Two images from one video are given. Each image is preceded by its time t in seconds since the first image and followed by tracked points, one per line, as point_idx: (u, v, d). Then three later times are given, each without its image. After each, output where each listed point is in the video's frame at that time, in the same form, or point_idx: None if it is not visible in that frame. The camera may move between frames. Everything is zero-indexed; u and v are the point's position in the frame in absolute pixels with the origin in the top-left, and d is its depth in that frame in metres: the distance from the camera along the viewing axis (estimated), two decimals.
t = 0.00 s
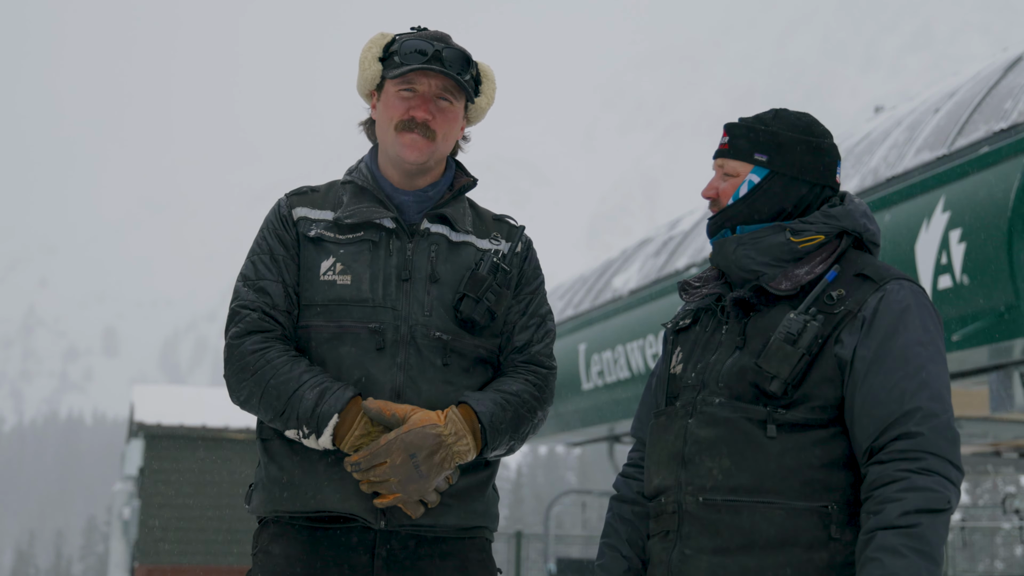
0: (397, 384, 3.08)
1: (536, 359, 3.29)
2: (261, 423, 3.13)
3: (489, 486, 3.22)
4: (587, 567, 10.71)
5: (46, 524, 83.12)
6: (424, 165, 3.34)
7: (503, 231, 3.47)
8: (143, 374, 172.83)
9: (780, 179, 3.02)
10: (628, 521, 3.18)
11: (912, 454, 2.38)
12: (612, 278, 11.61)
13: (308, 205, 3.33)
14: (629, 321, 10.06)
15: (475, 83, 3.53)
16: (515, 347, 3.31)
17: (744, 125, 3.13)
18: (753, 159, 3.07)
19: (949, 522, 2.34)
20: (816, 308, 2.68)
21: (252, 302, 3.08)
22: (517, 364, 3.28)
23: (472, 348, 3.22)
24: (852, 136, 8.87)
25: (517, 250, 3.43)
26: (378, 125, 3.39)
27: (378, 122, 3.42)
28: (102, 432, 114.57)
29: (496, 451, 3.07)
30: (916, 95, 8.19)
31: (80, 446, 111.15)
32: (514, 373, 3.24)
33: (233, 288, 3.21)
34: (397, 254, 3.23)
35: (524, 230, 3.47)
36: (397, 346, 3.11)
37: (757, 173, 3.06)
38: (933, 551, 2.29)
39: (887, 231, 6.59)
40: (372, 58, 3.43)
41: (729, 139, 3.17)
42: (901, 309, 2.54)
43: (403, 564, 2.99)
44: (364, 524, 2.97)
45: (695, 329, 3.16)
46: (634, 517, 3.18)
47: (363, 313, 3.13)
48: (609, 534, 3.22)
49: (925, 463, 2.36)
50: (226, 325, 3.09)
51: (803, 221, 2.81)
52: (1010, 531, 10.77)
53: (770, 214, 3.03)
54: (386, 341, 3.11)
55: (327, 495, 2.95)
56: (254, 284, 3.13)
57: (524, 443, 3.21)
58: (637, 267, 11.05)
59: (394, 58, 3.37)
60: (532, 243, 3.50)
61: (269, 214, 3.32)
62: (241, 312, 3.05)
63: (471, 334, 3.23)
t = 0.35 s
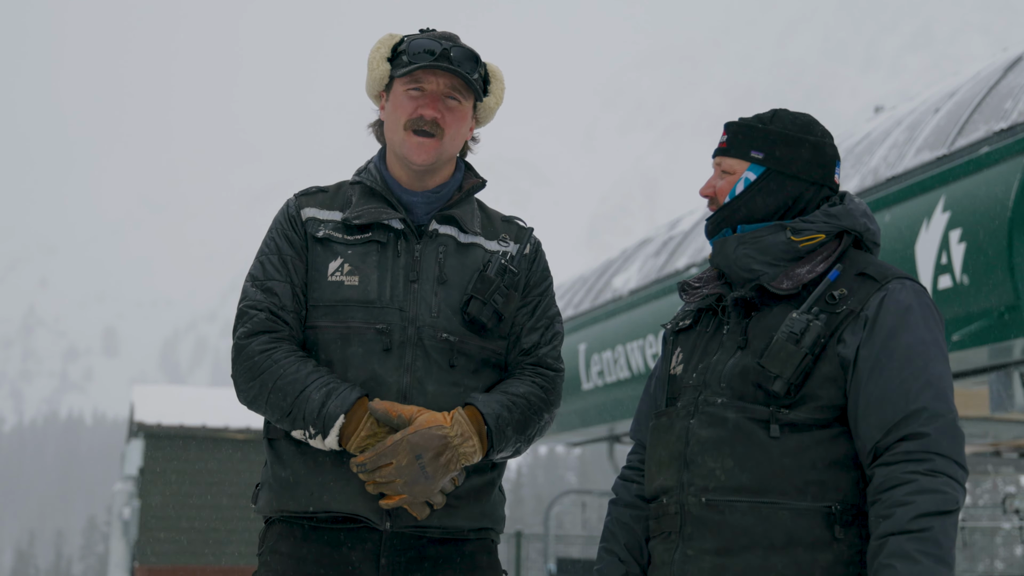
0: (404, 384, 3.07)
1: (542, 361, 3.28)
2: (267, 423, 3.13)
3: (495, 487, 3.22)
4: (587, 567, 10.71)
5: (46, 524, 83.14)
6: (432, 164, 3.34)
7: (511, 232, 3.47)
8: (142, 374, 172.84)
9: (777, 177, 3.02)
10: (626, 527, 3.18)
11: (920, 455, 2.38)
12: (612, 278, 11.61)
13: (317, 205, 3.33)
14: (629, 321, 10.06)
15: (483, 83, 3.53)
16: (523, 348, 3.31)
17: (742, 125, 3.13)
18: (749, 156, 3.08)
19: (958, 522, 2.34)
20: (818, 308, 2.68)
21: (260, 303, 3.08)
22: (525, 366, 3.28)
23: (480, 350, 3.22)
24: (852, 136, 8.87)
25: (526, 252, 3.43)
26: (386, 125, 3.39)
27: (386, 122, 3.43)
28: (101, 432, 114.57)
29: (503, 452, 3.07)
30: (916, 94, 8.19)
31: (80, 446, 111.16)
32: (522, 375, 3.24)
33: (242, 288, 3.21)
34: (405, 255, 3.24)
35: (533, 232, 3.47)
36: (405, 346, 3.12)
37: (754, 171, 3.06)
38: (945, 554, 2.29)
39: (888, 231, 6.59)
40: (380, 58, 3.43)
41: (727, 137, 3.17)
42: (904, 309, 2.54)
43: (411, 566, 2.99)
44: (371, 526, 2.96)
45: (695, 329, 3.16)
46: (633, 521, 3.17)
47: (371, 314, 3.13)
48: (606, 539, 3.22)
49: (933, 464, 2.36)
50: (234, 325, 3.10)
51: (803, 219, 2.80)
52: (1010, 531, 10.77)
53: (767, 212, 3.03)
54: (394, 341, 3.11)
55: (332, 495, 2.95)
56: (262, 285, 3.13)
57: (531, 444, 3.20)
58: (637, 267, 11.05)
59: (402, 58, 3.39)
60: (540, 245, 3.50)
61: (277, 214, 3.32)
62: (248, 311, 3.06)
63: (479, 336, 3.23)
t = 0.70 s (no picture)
0: (403, 390, 3.08)
1: (540, 367, 3.29)
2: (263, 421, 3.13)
3: (490, 489, 3.22)
4: (587, 566, 10.71)
5: (47, 524, 83.16)
6: (435, 166, 3.33)
7: (512, 235, 3.46)
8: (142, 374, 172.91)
9: (791, 175, 3.02)
10: (629, 527, 3.18)
11: (917, 458, 2.38)
12: (612, 278, 11.61)
13: (318, 203, 3.32)
14: (629, 321, 10.06)
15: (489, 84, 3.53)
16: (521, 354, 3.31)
17: (749, 122, 3.11)
18: (763, 155, 3.05)
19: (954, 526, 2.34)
20: (818, 309, 2.67)
21: (261, 302, 3.07)
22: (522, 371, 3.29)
23: (478, 355, 3.22)
24: (852, 136, 8.87)
25: (527, 255, 3.42)
26: (390, 123, 3.39)
27: (391, 120, 3.41)
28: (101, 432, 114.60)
29: (499, 460, 3.07)
30: (917, 94, 8.18)
31: (80, 446, 111.19)
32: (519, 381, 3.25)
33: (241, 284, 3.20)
34: (406, 258, 3.23)
35: (535, 236, 3.46)
36: (405, 350, 3.12)
37: (768, 169, 3.05)
38: (939, 557, 2.29)
39: (887, 231, 6.59)
40: (388, 55, 3.41)
41: (734, 135, 3.15)
42: (904, 310, 2.54)
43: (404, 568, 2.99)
44: (365, 528, 2.97)
45: (697, 329, 3.16)
46: (635, 522, 3.17)
47: (371, 317, 3.13)
48: (611, 539, 3.22)
49: (931, 467, 2.36)
50: (233, 322, 3.08)
51: (806, 220, 2.80)
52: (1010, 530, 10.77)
53: (779, 212, 3.03)
54: (394, 345, 3.11)
55: (327, 497, 2.95)
56: (263, 283, 3.12)
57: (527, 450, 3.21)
58: (637, 267, 11.06)
59: (409, 56, 3.37)
60: (541, 248, 3.49)
61: (278, 210, 3.31)
62: (249, 310, 3.04)
63: (478, 342, 3.23)
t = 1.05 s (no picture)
0: (387, 388, 3.07)
1: (529, 367, 3.30)
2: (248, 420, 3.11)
3: (475, 487, 3.20)
4: (587, 567, 10.71)
5: (46, 524, 83.11)
6: (419, 164, 3.29)
7: (497, 231, 3.45)
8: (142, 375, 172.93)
9: (792, 174, 3.02)
10: (633, 525, 3.18)
11: (920, 456, 2.38)
12: (612, 278, 11.61)
13: (302, 201, 3.30)
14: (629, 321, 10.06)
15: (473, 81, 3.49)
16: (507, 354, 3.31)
17: (752, 121, 3.12)
18: (765, 153, 3.06)
19: (957, 524, 2.34)
20: (819, 308, 2.68)
21: (243, 302, 3.05)
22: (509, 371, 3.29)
23: (462, 354, 3.22)
24: (852, 136, 8.87)
25: (511, 253, 3.42)
26: (374, 120, 3.35)
27: (374, 118, 3.37)
28: (101, 432, 114.59)
29: (495, 459, 3.09)
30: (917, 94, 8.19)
31: (79, 447, 111.21)
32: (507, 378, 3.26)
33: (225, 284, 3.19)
34: (390, 257, 3.22)
35: (520, 234, 3.45)
36: (389, 350, 3.11)
37: (770, 168, 3.05)
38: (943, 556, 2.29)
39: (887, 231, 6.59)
40: (371, 52, 3.38)
41: (738, 134, 3.16)
42: (907, 308, 2.54)
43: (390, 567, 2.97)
44: (350, 527, 2.95)
45: (699, 328, 3.16)
46: (639, 520, 3.18)
47: (355, 316, 3.12)
48: (614, 539, 3.22)
49: (934, 465, 2.36)
50: (216, 322, 3.08)
51: (807, 218, 2.80)
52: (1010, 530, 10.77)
53: (780, 210, 3.02)
54: (378, 345, 3.11)
55: (313, 497, 2.94)
56: (245, 282, 3.10)
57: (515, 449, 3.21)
58: (637, 267, 11.05)
59: (393, 54, 3.33)
60: (526, 245, 3.49)
61: (261, 207, 3.28)
62: (230, 310, 3.03)
63: (463, 341, 3.23)
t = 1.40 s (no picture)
0: (365, 384, 2.99)
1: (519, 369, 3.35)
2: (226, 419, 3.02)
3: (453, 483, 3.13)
4: (587, 567, 10.71)
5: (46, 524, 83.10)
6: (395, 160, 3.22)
7: (473, 230, 3.37)
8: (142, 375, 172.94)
9: (779, 175, 3.03)
10: (636, 521, 3.18)
11: (924, 454, 2.38)
12: (612, 278, 11.62)
13: (277, 200, 3.21)
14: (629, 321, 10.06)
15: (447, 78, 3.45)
16: (488, 355, 3.34)
17: (746, 121, 3.14)
18: (753, 155, 3.08)
19: (962, 523, 2.34)
20: (821, 307, 2.68)
21: (210, 304, 2.99)
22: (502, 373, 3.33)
23: (440, 350, 3.14)
24: (852, 136, 8.88)
25: (488, 251, 3.35)
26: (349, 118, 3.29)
27: (349, 115, 3.32)
28: (101, 433, 114.60)
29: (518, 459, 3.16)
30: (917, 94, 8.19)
31: (79, 447, 111.22)
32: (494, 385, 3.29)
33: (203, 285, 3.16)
34: (366, 252, 3.13)
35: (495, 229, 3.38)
36: (366, 346, 3.02)
37: (758, 170, 3.07)
38: (948, 555, 2.29)
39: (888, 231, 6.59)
40: (345, 50, 3.33)
41: (730, 136, 3.19)
42: (909, 306, 2.54)
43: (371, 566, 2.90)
44: (332, 525, 2.87)
45: (701, 327, 3.17)
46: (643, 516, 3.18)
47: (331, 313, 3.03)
48: (616, 534, 3.22)
49: (938, 464, 2.36)
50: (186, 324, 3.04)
51: (808, 217, 2.81)
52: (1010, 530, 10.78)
53: (777, 209, 3.03)
54: (355, 341, 3.02)
55: (295, 495, 2.85)
56: (213, 285, 3.03)
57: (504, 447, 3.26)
58: (637, 267, 11.06)
59: (367, 51, 3.28)
60: (503, 244, 3.42)
61: (235, 207, 3.19)
62: (193, 312, 2.99)
63: (441, 338, 3.16)
